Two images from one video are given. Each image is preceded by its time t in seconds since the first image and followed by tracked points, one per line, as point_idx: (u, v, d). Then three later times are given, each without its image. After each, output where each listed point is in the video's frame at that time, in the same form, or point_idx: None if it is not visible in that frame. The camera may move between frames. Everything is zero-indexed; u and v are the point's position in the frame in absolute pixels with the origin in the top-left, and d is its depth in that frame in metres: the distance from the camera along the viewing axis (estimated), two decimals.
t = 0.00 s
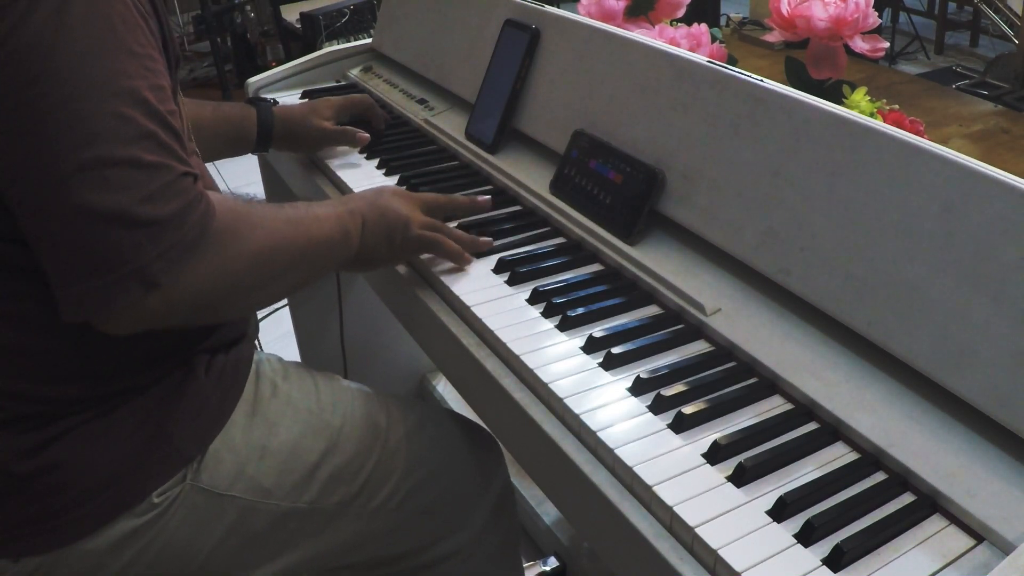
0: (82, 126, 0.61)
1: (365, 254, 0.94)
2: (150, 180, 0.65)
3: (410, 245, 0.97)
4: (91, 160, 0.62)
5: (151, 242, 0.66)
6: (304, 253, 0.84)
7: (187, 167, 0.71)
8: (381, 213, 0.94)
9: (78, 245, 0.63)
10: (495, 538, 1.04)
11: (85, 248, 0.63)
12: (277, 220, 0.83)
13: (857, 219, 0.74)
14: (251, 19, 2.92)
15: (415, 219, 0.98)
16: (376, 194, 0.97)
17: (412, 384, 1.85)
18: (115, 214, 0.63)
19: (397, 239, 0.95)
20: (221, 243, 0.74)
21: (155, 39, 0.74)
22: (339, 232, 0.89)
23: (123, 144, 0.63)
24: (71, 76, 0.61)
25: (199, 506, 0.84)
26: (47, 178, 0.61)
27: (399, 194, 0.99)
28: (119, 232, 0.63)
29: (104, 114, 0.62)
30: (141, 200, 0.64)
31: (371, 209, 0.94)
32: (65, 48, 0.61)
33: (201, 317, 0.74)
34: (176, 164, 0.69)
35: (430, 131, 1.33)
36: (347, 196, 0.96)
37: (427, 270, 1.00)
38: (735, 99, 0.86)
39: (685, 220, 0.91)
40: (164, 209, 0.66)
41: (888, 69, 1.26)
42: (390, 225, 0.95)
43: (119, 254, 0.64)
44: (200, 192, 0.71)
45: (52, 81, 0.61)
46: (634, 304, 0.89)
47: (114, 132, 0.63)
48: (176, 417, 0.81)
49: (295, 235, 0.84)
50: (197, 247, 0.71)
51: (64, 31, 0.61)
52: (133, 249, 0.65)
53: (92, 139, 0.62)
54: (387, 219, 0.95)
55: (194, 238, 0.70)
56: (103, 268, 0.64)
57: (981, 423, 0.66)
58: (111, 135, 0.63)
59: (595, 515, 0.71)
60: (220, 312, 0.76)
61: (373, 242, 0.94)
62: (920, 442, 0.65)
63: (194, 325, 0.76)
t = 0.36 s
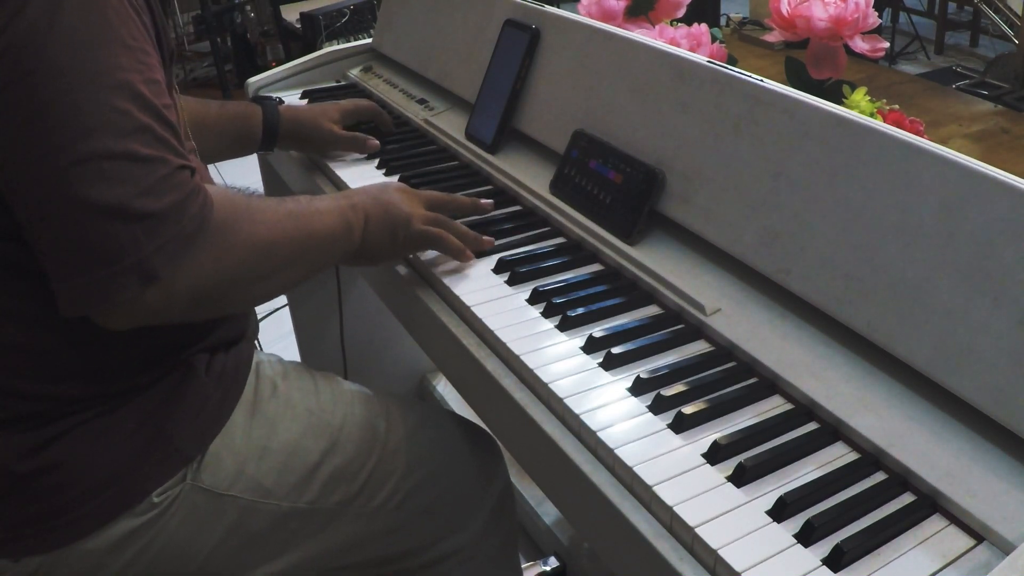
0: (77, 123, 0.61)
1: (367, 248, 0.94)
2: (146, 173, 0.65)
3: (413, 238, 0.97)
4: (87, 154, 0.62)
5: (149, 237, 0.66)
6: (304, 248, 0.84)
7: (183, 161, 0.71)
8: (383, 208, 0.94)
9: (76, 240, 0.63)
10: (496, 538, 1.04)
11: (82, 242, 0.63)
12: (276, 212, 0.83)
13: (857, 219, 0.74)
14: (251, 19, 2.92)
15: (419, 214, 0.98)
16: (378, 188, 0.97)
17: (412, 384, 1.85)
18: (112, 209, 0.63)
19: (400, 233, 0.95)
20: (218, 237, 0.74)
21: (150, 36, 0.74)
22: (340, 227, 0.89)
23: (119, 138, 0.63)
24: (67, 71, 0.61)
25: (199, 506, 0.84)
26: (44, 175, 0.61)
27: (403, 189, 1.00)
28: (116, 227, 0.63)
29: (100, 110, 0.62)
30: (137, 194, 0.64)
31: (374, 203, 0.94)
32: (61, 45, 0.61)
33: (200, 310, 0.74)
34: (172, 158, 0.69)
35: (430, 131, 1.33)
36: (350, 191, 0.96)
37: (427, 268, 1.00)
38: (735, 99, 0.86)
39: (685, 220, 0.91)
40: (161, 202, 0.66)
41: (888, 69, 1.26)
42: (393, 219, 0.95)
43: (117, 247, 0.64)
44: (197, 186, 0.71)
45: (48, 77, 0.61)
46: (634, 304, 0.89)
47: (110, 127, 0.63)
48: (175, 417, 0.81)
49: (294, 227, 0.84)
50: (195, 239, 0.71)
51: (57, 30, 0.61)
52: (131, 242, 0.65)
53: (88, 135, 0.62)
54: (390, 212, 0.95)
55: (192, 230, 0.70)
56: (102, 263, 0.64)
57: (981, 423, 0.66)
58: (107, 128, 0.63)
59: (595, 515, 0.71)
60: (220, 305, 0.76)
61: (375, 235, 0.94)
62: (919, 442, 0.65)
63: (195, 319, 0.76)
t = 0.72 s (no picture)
0: (70, 132, 0.61)
1: (363, 243, 0.94)
2: (138, 182, 0.65)
3: (409, 231, 0.97)
4: (79, 163, 0.62)
5: (142, 245, 0.66)
6: (302, 245, 0.85)
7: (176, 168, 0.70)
8: (377, 203, 0.94)
9: (69, 248, 0.63)
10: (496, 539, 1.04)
11: (75, 251, 0.63)
12: (273, 215, 0.83)
13: (857, 220, 0.74)
14: (251, 19, 2.92)
15: (412, 204, 0.98)
16: (373, 182, 0.97)
17: (412, 384, 1.85)
18: (104, 218, 0.63)
19: (395, 224, 0.96)
20: (214, 241, 0.74)
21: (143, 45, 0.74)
22: (336, 222, 0.90)
23: (112, 147, 0.63)
24: (58, 79, 0.61)
25: (197, 507, 0.84)
26: (37, 184, 0.61)
27: (397, 181, 1.00)
28: (107, 237, 0.63)
29: (93, 118, 0.62)
30: (130, 203, 0.64)
31: (367, 197, 0.94)
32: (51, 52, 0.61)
33: (194, 316, 0.74)
34: (165, 165, 0.69)
35: (429, 131, 1.33)
36: (345, 185, 0.96)
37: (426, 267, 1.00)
38: (735, 100, 0.86)
39: (685, 220, 0.91)
40: (153, 211, 0.66)
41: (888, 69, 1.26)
42: (388, 213, 0.95)
43: (109, 256, 0.64)
44: (190, 193, 0.71)
45: (44, 83, 0.61)
46: (634, 303, 0.89)
47: (102, 135, 0.63)
48: (173, 419, 0.81)
49: (290, 227, 0.84)
50: (188, 245, 0.71)
51: (47, 36, 0.61)
52: (123, 252, 0.64)
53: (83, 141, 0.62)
54: (384, 206, 0.95)
55: (184, 239, 0.70)
56: (95, 271, 0.64)
57: (981, 423, 0.66)
58: (99, 138, 0.62)
59: (595, 516, 0.71)
60: (216, 308, 0.76)
61: (371, 229, 0.94)
62: (920, 442, 0.65)
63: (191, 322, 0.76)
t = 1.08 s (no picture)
0: (68, 120, 0.61)
1: (369, 253, 0.94)
2: (142, 159, 0.65)
3: (417, 240, 0.96)
4: (82, 146, 0.61)
5: (154, 222, 0.65)
6: (308, 246, 0.84)
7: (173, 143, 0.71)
8: (382, 211, 0.94)
9: (81, 235, 0.62)
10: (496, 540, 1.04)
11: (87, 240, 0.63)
12: (280, 207, 0.84)
13: (857, 220, 0.73)
14: (251, 19, 2.92)
15: (419, 213, 0.98)
16: (378, 193, 0.97)
17: (412, 384, 1.85)
18: (113, 197, 0.62)
19: (403, 234, 0.95)
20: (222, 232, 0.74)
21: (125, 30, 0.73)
22: (344, 230, 0.90)
23: (112, 124, 0.63)
24: (54, 72, 0.61)
25: (194, 509, 0.84)
26: (41, 175, 0.61)
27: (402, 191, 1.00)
28: (120, 216, 0.63)
29: (92, 104, 0.62)
30: (136, 178, 0.64)
31: (373, 206, 0.94)
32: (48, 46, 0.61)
33: (205, 303, 0.74)
34: (163, 138, 0.68)
35: (430, 131, 1.33)
36: (352, 196, 0.96)
37: (425, 268, 1.00)
38: (735, 99, 0.86)
39: (685, 220, 0.91)
40: (160, 185, 0.66)
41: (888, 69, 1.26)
42: (394, 221, 0.95)
43: (124, 236, 0.64)
44: (191, 168, 0.71)
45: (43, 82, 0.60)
46: (634, 304, 0.89)
47: (101, 115, 0.62)
48: (168, 421, 0.81)
49: (297, 224, 0.84)
50: (197, 225, 0.70)
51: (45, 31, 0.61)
52: (138, 232, 0.64)
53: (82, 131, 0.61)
54: (390, 215, 0.95)
55: (195, 220, 0.70)
56: (110, 254, 0.63)
57: (980, 423, 0.66)
58: (99, 117, 0.62)
59: (596, 516, 0.71)
60: (222, 303, 0.76)
61: (378, 237, 0.94)
62: (919, 441, 0.65)
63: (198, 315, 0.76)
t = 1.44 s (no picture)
0: (39, 154, 0.60)
1: (364, 250, 0.94)
2: (117, 192, 0.65)
3: (410, 238, 0.96)
4: (59, 181, 0.61)
5: (129, 257, 0.66)
6: (298, 251, 0.84)
7: (150, 170, 0.71)
8: (375, 210, 0.94)
9: (58, 271, 0.62)
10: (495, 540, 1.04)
11: (64, 276, 0.63)
12: (266, 221, 0.83)
13: (857, 220, 0.73)
14: (250, 19, 2.92)
15: (413, 211, 0.97)
16: (373, 190, 0.97)
17: (412, 384, 1.85)
18: (89, 231, 0.63)
19: (396, 233, 0.95)
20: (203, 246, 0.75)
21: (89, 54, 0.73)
22: (334, 230, 0.89)
23: (85, 159, 0.63)
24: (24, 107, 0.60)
25: (189, 512, 0.85)
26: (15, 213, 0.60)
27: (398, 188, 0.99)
28: (93, 252, 0.63)
29: (62, 141, 0.62)
30: (110, 215, 0.64)
31: (366, 204, 0.94)
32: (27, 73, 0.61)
33: (187, 321, 0.75)
34: (137, 168, 0.69)
35: (430, 131, 1.33)
36: (345, 193, 0.96)
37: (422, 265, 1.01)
38: (735, 100, 0.86)
39: (685, 219, 0.91)
40: (136, 219, 0.66)
41: (888, 69, 1.26)
42: (387, 220, 0.95)
43: (98, 272, 0.64)
44: (169, 197, 0.72)
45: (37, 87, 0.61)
46: (634, 304, 0.89)
47: (74, 151, 0.63)
48: (154, 431, 0.81)
49: (284, 234, 0.84)
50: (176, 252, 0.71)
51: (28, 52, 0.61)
52: (111, 266, 0.65)
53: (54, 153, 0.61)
54: (383, 214, 0.94)
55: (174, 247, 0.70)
56: (84, 290, 0.64)
57: (980, 423, 0.66)
58: (72, 152, 0.62)
59: (596, 516, 0.71)
60: (208, 317, 0.77)
61: (371, 236, 0.94)
62: (919, 441, 0.65)
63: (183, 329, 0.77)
